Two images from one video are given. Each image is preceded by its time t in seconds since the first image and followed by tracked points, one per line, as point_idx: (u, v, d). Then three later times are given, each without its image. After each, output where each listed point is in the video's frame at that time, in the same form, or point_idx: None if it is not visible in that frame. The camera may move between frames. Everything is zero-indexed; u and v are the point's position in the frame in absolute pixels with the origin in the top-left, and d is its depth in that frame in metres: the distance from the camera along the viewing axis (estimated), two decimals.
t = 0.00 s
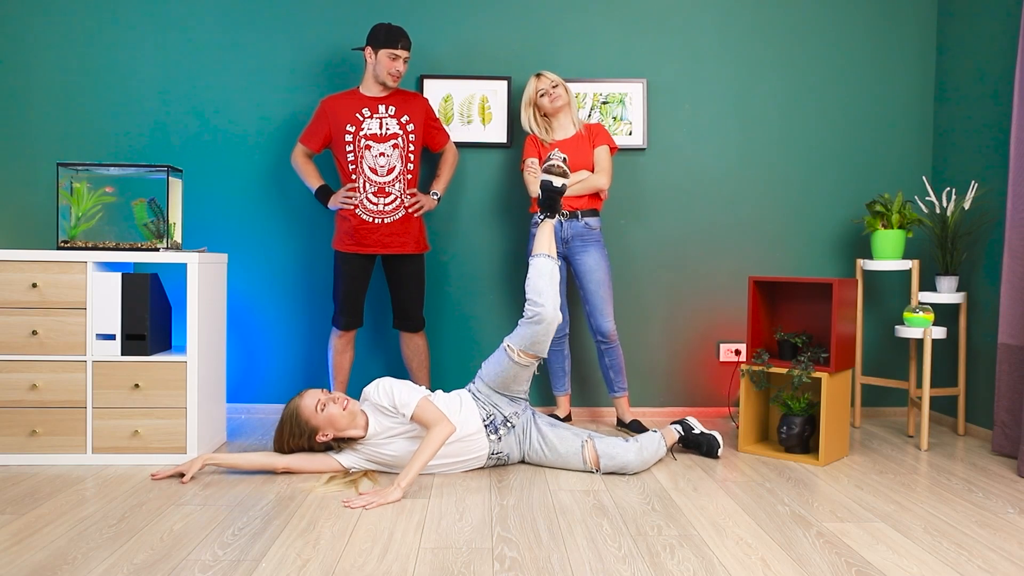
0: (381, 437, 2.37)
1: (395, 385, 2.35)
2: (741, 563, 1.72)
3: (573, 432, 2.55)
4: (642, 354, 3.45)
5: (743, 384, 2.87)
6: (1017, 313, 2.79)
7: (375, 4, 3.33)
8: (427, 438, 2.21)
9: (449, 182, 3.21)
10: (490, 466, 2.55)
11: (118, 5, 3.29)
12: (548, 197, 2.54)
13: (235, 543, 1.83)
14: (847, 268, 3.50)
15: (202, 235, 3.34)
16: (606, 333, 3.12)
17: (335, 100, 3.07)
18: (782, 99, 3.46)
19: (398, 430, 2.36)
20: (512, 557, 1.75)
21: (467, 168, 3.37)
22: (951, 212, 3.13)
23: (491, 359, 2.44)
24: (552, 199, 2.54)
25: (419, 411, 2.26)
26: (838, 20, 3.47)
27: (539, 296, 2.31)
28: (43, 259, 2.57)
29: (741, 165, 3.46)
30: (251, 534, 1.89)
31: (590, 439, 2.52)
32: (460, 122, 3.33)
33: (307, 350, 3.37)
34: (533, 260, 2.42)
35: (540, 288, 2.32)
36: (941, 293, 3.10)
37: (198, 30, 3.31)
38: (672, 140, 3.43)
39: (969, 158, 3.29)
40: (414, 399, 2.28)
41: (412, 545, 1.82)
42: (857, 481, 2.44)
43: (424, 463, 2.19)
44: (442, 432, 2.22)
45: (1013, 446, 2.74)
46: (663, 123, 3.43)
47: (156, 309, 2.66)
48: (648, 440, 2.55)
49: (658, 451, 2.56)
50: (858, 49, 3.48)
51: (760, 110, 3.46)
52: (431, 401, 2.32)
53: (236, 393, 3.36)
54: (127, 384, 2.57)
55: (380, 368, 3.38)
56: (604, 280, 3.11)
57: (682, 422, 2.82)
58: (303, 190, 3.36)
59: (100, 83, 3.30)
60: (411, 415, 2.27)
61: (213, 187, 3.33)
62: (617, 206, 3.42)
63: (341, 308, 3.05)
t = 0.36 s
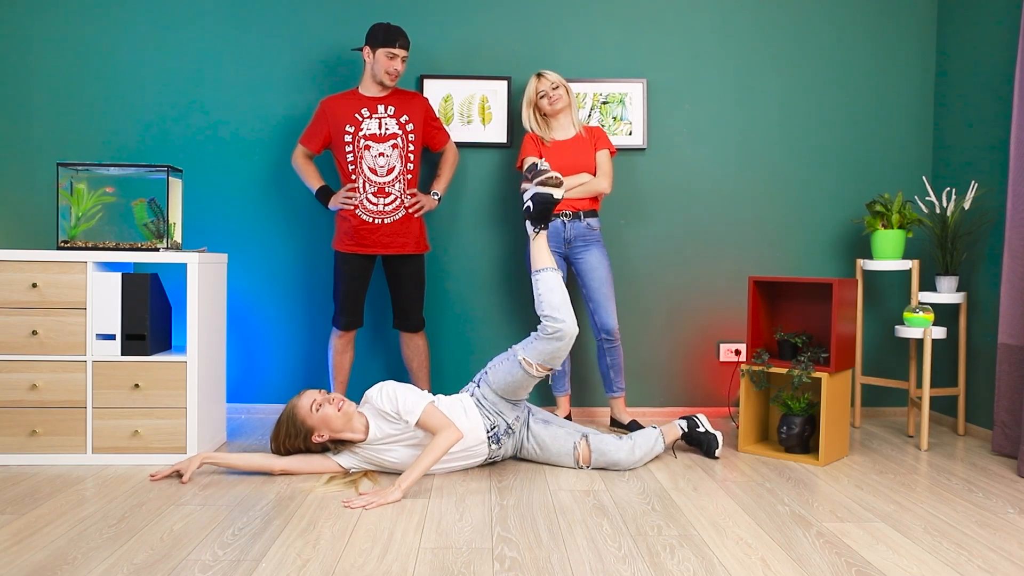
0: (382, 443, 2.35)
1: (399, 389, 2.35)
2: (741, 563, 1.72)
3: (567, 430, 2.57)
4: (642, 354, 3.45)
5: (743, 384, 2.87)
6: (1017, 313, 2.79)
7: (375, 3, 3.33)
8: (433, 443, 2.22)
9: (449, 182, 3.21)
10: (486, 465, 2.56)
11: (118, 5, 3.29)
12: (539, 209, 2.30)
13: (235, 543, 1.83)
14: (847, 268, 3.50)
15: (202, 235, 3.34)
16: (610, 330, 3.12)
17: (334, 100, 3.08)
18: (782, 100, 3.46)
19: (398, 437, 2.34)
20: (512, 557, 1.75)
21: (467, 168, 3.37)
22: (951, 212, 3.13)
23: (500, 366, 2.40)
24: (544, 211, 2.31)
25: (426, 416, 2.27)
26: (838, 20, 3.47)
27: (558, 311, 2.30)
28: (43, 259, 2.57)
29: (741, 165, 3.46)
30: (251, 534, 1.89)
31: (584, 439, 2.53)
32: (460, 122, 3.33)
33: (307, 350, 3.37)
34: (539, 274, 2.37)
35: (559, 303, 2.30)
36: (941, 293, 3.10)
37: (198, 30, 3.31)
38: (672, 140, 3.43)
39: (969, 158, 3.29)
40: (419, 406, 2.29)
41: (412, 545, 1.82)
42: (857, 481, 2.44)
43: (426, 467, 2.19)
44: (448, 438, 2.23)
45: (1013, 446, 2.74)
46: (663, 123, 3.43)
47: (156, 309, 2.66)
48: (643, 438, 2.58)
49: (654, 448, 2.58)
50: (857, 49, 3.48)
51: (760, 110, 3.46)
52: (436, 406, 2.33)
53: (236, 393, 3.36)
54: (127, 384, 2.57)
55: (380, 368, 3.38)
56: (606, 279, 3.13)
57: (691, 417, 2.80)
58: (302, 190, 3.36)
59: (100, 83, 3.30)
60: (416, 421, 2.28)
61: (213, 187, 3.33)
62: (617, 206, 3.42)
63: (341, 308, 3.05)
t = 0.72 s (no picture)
0: (381, 445, 2.36)
1: (404, 391, 2.35)
2: (741, 563, 1.72)
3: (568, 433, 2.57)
4: (642, 354, 3.45)
5: (743, 384, 2.87)
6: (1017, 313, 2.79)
7: (375, 3, 3.33)
8: (435, 446, 2.22)
9: (446, 182, 3.21)
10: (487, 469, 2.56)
11: (118, 5, 3.29)
12: (553, 225, 2.41)
13: (235, 543, 1.83)
14: (847, 268, 3.50)
15: (202, 235, 3.34)
16: (615, 328, 3.12)
17: (330, 100, 3.07)
18: (781, 100, 3.46)
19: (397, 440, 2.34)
20: (512, 557, 1.75)
21: (467, 168, 3.37)
22: (951, 212, 3.13)
23: (518, 374, 2.39)
24: (557, 226, 2.41)
25: (429, 419, 2.27)
26: (838, 20, 3.47)
27: (583, 322, 2.34)
28: (43, 259, 2.57)
29: (741, 165, 3.46)
30: (251, 534, 1.89)
31: (586, 444, 2.53)
32: (460, 122, 3.33)
33: (307, 350, 3.37)
34: (558, 286, 2.44)
35: (583, 313, 2.35)
36: (941, 293, 3.10)
37: (197, 30, 3.31)
38: (672, 140, 3.43)
39: (969, 158, 3.29)
40: (423, 410, 2.29)
41: (412, 545, 1.82)
42: (857, 481, 2.44)
43: (427, 470, 2.19)
44: (450, 441, 2.22)
45: (1013, 446, 2.74)
46: (663, 123, 3.43)
47: (156, 309, 2.66)
48: (646, 439, 2.58)
49: (657, 447, 2.58)
50: (857, 49, 3.48)
51: (760, 111, 3.46)
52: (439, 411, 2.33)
53: (236, 393, 3.36)
54: (127, 384, 2.57)
55: (380, 368, 3.38)
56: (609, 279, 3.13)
57: (696, 414, 2.79)
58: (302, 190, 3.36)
59: (100, 83, 3.30)
60: (419, 424, 2.28)
61: (213, 187, 3.33)
62: (617, 206, 3.42)
63: (341, 308, 3.05)
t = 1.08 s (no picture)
0: (380, 447, 2.38)
1: (405, 396, 2.32)
2: (741, 563, 1.72)
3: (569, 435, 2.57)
4: (641, 354, 3.45)
5: (743, 384, 2.87)
6: (1017, 313, 2.79)
7: (375, 3, 3.33)
8: (435, 449, 2.22)
9: (444, 182, 3.21)
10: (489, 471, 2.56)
11: (118, 5, 3.29)
12: (590, 245, 2.51)
13: (235, 543, 1.83)
14: (847, 268, 3.50)
15: (202, 235, 3.34)
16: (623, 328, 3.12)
17: (329, 100, 3.07)
18: (781, 100, 3.46)
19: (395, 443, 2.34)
20: (512, 557, 1.75)
21: (467, 168, 3.37)
22: (951, 212, 3.13)
23: (534, 382, 2.40)
24: (594, 247, 2.52)
25: (429, 424, 2.25)
26: (837, 20, 3.47)
27: (610, 339, 2.40)
28: (43, 259, 2.57)
29: (741, 165, 3.46)
30: (251, 534, 1.89)
31: (587, 447, 2.52)
32: (460, 122, 3.33)
33: (306, 350, 3.37)
34: (589, 302, 2.49)
35: (611, 330, 2.41)
36: (941, 293, 3.10)
37: (198, 30, 3.31)
38: (672, 140, 3.43)
39: (969, 158, 3.29)
40: (423, 415, 2.26)
41: (412, 545, 1.82)
42: (857, 481, 2.44)
43: (427, 473, 2.18)
44: (450, 444, 2.22)
45: (1013, 446, 2.74)
46: (663, 123, 3.43)
47: (155, 309, 2.66)
48: (650, 441, 2.56)
49: (660, 448, 2.58)
50: (857, 49, 3.48)
51: (760, 111, 3.46)
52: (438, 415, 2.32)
53: (236, 393, 3.36)
54: (127, 384, 2.57)
55: (380, 368, 3.38)
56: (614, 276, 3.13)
57: (695, 413, 2.78)
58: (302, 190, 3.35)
59: (100, 83, 3.30)
60: (421, 428, 2.26)
61: (212, 187, 3.33)
62: (617, 206, 3.42)
63: (340, 308, 3.05)
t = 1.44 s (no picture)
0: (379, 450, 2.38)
1: (403, 400, 2.34)
2: (741, 563, 1.72)
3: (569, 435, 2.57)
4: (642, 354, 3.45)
5: (744, 383, 2.87)
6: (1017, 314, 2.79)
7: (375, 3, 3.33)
8: (434, 449, 2.22)
9: (445, 182, 3.21)
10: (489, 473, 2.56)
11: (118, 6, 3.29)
12: (594, 256, 2.50)
13: (235, 543, 1.83)
14: (847, 268, 3.50)
15: (202, 235, 3.34)
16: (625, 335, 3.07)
17: (330, 100, 3.07)
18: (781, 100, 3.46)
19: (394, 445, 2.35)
20: (512, 557, 1.75)
21: (467, 168, 3.37)
22: (951, 212, 3.13)
23: (544, 395, 2.38)
24: (598, 259, 2.51)
25: (428, 426, 2.26)
26: (837, 20, 3.47)
27: (623, 356, 2.42)
28: (43, 259, 2.57)
29: (741, 165, 3.46)
30: (251, 534, 1.89)
31: (587, 447, 2.51)
32: (460, 122, 3.33)
33: (306, 351, 3.37)
34: (596, 317, 2.49)
35: (624, 346, 2.43)
36: (941, 293, 3.10)
37: (198, 30, 3.31)
38: (672, 140, 3.43)
39: (969, 158, 3.29)
40: (421, 418, 2.28)
41: (412, 545, 1.82)
42: (857, 481, 2.44)
43: (427, 472, 2.19)
44: (450, 443, 2.22)
45: (1013, 446, 2.74)
46: (663, 123, 3.43)
47: (156, 309, 2.66)
48: (650, 441, 2.56)
49: (660, 448, 2.57)
50: (857, 49, 3.48)
51: (760, 111, 3.46)
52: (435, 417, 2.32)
53: (236, 393, 3.36)
54: (127, 384, 2.57)
55: (380, 368, 3.38)
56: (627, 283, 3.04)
57: (697, 412, 2.78)
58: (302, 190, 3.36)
59: (99, 82, 3.30)
60: (420, 431, 2.28)
61: (213, 187, 3.33)
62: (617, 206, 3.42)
63: (340, 309, 3.05)
